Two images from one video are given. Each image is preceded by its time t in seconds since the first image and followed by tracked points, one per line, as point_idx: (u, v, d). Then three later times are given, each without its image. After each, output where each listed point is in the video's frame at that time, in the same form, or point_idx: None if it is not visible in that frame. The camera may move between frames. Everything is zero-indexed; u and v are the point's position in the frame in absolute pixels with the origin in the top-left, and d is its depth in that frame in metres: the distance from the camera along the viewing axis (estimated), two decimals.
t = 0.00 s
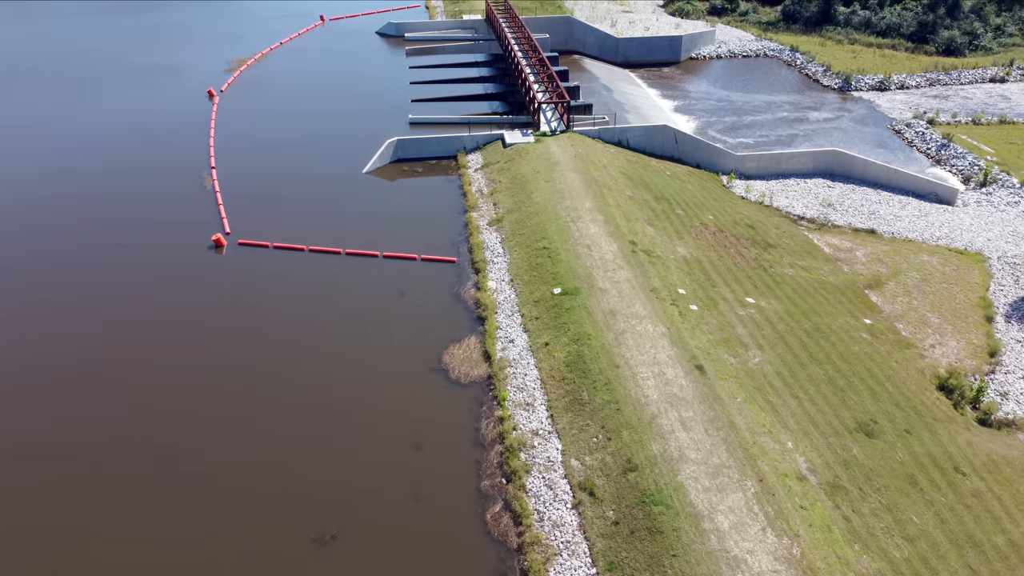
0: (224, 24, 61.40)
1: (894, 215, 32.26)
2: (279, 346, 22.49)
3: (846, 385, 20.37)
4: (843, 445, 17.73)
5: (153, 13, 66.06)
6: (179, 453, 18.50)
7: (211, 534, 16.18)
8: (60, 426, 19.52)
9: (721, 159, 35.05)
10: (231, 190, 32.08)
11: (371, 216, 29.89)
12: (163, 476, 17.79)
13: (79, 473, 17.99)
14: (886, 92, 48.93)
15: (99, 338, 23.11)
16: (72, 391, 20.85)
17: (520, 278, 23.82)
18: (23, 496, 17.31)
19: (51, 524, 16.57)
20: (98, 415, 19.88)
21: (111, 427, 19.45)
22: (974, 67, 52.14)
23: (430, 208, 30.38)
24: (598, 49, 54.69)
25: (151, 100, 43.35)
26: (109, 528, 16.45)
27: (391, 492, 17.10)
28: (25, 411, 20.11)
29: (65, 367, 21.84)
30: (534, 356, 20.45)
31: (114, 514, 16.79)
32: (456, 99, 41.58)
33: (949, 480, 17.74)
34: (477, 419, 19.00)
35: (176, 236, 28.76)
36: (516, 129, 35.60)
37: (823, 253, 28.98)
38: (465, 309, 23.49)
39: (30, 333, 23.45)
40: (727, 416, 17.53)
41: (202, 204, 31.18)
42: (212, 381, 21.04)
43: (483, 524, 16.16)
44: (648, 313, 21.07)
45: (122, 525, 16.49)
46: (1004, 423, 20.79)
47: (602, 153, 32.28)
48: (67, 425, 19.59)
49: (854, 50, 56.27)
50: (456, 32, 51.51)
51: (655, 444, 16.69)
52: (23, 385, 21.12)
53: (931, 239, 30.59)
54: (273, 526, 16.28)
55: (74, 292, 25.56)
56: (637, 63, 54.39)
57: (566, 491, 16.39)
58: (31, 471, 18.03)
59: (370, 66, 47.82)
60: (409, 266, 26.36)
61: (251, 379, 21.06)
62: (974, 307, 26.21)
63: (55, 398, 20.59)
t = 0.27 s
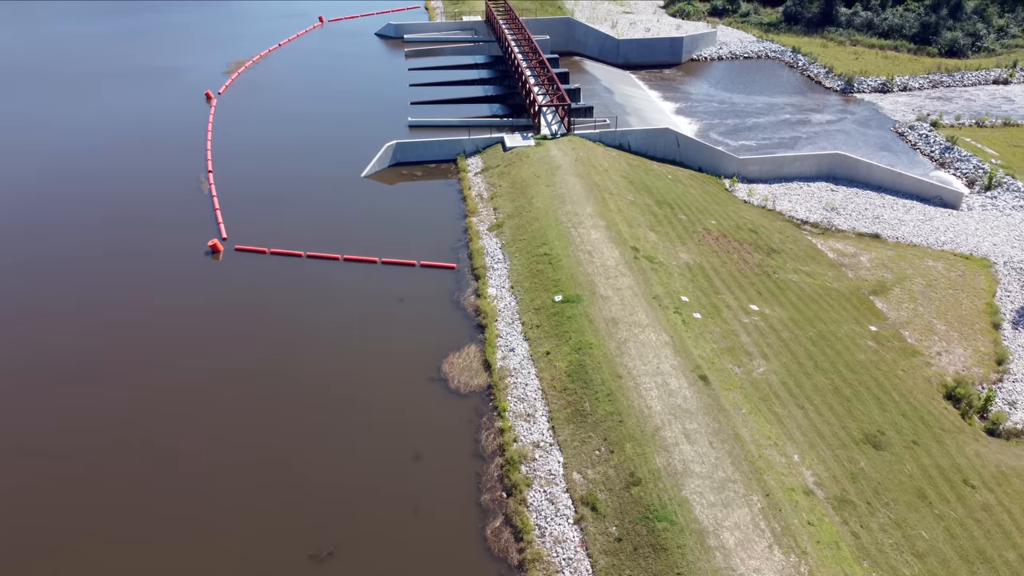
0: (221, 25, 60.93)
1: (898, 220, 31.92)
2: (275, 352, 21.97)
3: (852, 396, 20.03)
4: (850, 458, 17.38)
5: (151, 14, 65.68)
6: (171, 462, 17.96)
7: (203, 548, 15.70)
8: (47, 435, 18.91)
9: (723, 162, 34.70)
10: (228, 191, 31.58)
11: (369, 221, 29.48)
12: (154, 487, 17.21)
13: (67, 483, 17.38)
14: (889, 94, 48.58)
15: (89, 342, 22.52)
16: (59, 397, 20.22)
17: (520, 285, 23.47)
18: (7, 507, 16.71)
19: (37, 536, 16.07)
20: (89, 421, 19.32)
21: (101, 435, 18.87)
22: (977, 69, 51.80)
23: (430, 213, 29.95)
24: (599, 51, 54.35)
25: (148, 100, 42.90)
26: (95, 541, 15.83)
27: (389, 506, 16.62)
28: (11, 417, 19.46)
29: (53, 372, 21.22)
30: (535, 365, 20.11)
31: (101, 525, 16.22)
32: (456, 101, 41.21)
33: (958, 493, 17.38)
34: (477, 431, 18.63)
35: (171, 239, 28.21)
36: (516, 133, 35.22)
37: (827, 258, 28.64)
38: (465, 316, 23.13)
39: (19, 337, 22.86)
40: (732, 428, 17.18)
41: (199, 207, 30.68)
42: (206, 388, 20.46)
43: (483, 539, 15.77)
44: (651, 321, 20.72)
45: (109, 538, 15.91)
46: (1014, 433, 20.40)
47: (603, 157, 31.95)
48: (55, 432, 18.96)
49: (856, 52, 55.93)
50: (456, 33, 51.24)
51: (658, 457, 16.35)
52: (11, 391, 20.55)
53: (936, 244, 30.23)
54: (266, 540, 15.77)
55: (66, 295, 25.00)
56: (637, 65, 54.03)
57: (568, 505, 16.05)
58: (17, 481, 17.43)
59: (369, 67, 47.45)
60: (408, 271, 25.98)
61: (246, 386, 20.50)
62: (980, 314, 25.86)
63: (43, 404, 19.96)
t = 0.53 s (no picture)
0: (222, 27, 60.75)
1: (902, 224, 31.58)
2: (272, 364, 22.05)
3: (858, 406, 19.67)
4: (858, 471, 17.01)
5: (151, 14, 65.43)
6: (169, 477, 18.06)
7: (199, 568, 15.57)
8: (44, 452, 19.09)
9: (726, 166, 34.37)
10: (226, 204, 32.00)
11: (367, 228, 29.34)
12: (151, 503, 17.31)
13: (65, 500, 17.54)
14: (891, 96, 48.24)
15: (89, 357, 22.81)
16: (60, 413, 20.50)
17: (521, 292, 23.14)
18: (7, 524, 16.89)
19: (35, 557, 16.06)
20: (87, 439, 19.51)
21: (99, 450, 19.05)
22: (981, 70, 51.42)
23: (428, 219, 29.76)
24: (600, 52, 54.07)
25: (147, 109, 43.16)
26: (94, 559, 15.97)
27: (387, 522, 16.34)
28: (11, 433, 19.73)
29: (55, 388, 21.51)
30: (536, 374, 19.78)
31: (99, 543, 16.34)
32: (456, 104, 40.94)
33: (969, 508, 17.00)
34: (477, 442, 18.29)
35: (170, 251, 28.74)
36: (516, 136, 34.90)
37: (831, 263, 28.31)
38: (465, 324, 22.81)
39: (21, 353, 23.13)
40: (737, 440, 16.83)
41: (198, 220, 31.13)
42: (204, 401, 20.67)
43: (483, 555, 15.41)
44: (654, 330, 20.38)
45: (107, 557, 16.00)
46: None
47: (604, 161, 31.61)
48: (54, 448, 19.20)
49: (858, 53, 55.61)
50: (456, 34, 50.89)
51: (663, 471, 15.99)
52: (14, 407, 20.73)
53: (941, 249, 29.91)
54: (262, 557, 15.71)
55: (67, 310, 25.39)
56: (638, 67, 53.72)
57: (570, 520, 15.71)
58: (17, 498, 17.63)
59: (369, 71, 47.31)
60: (405, 278, 26.02)
61: (243, 399, 20.62)
62: (987, 321, 25.52)
63: (43, 420, 20.23)
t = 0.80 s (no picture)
0: (221, 28, 60.42)
1: (907, 229, 31.23)
2: (270, 370, 21.90)
3: (865, 416, 19.33)
4: (866, 485, 16.67)
5: (150, 14, 65.13)
6: (165, 483, 17.96)
7: None
8: (38, 463, 18.77)
9: (728, 169, 34.02)
10: (223, 207, 31.83)
11: (366, 233, 28.97)
12: (147, 511, 17.19)
13: (62, 507, 17.43)
14: (894, 98, 47.90)
15: (86, 362, 22.68)
16: (56, 419, 20.38)
17: (521, 299, 22.80)
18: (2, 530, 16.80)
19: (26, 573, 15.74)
20: (85, 444, 19.41)
21: (92, 464, 18.69)
22: (984, 72, 51.07)
23: (428, 224, 29.41)
24: (600, 53, 53.72)
25: (145, 110, 42.91)
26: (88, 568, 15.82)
27: (385, 538, 15.96)
28: (9, 438, 19.68)
29: (49, 397, 21.17)
30: (536, 385, 19.43)
31: (95, 550, 16.22)
32: (455, 106, 40.60)
33: (979, 522, 16.65)
34: (477, 454, 17.95)
35: (169, 254, 28.57)
36: (516, 140, 34.56)
37: (835, 269, 27.97)
38: (464, 332, 22.46)
39: (16, 361, 22.82)
40: (743, 453, 16.48)
41: (194, 224, 30.73)
42: (202, 406, 20.55)
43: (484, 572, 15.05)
44: (657, 339, 20.04)
45: (102, 565, 15.84)
46: None
47: (605, 164, 31.27)
48: (47, 460, 18.92)
49: (861, 54, 55.26)
50: (456, 35, 50.54)
51: (666, 486, 15.64)
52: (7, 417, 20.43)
53: (946, 254, 29.58)
54: (258, 566, 15.57)
55: (64, 314, 25.26)
56: (639, 68, 53.36)
57: (572, 536, 15.37)
58: (13, 505, 17.51)
59: (368, 73, 46.97)
60: (405, 284, 25.58)
61: (241, 405, 20.50)
62: (994, 327, 25.17)
63: (40, 425, 20.17)
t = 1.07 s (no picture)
0: (219, 29, 60.11)
1: (911, 233, 30.90)
2: (269, 370, 21.80)
3: (872, 427, 18.98)
4: (873, 499, 16.33)
5: (148, 14, 64.82)
6: (164, 484, 17.85)
7: None
8: (29, 473, 18.39)
9: (730, 173, 33.67)
10: (223, 207, 31.63)
11: (365, 238, 28.60)
12: (146, 512, 17.11)
13: (61, 509, 17.32)
14: (897, 100, 47.55)
15: (84, 363, 22.50)
16: (54, 420, 20.25)
17: (522, 306, 22.46)
18: None
19: None
20: (84, 445, 19.31)
21: (85, 474, 18.31)
22: (987, 74, 50.73)
23: (428, 229, 29.06)
24: (601, 55, 53.38)
25: (143, 110, 42.60)
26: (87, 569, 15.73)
27: (383, 553, 15.60)
28: (7, 439, 19.56)
29: (42, 405, 20.80)
30: (537, 395, 19.10)
31: (94, 550, 16.16)
32: (455, 109, 40.28)
33: (989, 536, 16.31)
34: (477, 467, 17.60)
35: (169, 255, 28.31)
36: (516, 143, 34.22)
37: (839, 274, 27.63)
38: (464, 340, 22.12)
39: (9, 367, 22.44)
40: (748, 467, 16.16)
41: (190, 228, 30.22)
42: (200, 407, 20.44)
43: None
44: (660, 348, 19.69)
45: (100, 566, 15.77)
46: None
47: (607, 168, 30.93)
48: (40, 468, 18.57)
49: (863, 56, 54.92)
50: (455, 37, 50.17)
51: (670, 501, 15.30)
52: None
53: (951, 259, 29.25)
54: (257, 567, 15.51)
55: (62, 314, 25.07)
56: (640, 70, 53.03)
57: (574, 553, 15.04)
58: (10, 507, 17.38)
59: (367, 75, 46.62)
60: (404, 291, 25.18)
61: (240, 406, 20.38)
62: (1000, 335, 24.83)
63: (29, 437, 19.61)
